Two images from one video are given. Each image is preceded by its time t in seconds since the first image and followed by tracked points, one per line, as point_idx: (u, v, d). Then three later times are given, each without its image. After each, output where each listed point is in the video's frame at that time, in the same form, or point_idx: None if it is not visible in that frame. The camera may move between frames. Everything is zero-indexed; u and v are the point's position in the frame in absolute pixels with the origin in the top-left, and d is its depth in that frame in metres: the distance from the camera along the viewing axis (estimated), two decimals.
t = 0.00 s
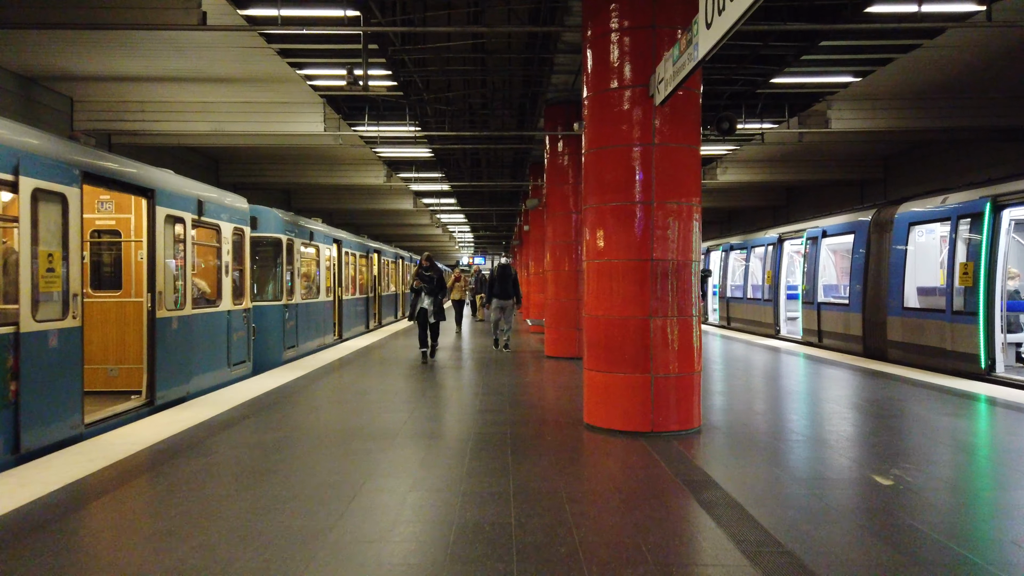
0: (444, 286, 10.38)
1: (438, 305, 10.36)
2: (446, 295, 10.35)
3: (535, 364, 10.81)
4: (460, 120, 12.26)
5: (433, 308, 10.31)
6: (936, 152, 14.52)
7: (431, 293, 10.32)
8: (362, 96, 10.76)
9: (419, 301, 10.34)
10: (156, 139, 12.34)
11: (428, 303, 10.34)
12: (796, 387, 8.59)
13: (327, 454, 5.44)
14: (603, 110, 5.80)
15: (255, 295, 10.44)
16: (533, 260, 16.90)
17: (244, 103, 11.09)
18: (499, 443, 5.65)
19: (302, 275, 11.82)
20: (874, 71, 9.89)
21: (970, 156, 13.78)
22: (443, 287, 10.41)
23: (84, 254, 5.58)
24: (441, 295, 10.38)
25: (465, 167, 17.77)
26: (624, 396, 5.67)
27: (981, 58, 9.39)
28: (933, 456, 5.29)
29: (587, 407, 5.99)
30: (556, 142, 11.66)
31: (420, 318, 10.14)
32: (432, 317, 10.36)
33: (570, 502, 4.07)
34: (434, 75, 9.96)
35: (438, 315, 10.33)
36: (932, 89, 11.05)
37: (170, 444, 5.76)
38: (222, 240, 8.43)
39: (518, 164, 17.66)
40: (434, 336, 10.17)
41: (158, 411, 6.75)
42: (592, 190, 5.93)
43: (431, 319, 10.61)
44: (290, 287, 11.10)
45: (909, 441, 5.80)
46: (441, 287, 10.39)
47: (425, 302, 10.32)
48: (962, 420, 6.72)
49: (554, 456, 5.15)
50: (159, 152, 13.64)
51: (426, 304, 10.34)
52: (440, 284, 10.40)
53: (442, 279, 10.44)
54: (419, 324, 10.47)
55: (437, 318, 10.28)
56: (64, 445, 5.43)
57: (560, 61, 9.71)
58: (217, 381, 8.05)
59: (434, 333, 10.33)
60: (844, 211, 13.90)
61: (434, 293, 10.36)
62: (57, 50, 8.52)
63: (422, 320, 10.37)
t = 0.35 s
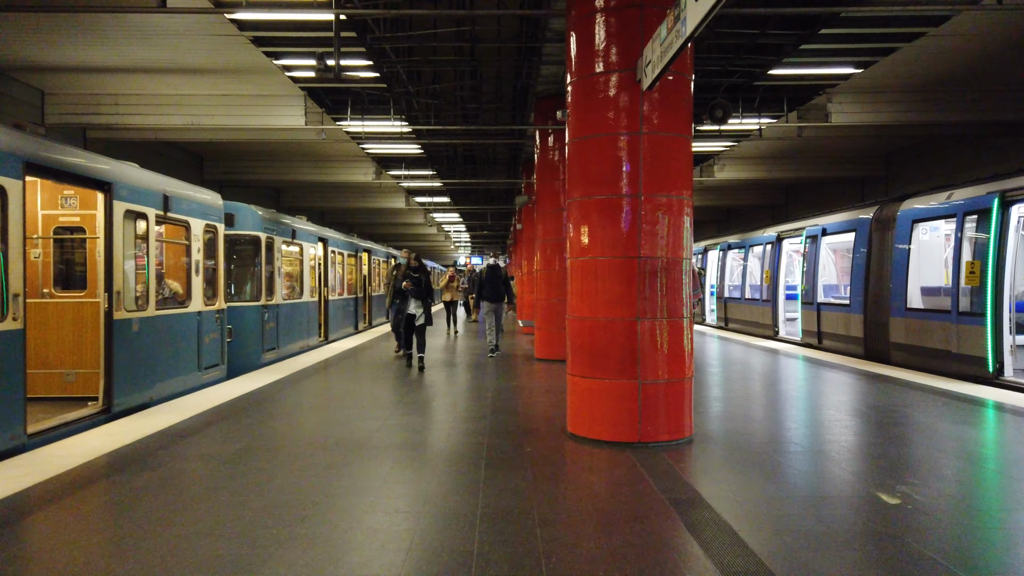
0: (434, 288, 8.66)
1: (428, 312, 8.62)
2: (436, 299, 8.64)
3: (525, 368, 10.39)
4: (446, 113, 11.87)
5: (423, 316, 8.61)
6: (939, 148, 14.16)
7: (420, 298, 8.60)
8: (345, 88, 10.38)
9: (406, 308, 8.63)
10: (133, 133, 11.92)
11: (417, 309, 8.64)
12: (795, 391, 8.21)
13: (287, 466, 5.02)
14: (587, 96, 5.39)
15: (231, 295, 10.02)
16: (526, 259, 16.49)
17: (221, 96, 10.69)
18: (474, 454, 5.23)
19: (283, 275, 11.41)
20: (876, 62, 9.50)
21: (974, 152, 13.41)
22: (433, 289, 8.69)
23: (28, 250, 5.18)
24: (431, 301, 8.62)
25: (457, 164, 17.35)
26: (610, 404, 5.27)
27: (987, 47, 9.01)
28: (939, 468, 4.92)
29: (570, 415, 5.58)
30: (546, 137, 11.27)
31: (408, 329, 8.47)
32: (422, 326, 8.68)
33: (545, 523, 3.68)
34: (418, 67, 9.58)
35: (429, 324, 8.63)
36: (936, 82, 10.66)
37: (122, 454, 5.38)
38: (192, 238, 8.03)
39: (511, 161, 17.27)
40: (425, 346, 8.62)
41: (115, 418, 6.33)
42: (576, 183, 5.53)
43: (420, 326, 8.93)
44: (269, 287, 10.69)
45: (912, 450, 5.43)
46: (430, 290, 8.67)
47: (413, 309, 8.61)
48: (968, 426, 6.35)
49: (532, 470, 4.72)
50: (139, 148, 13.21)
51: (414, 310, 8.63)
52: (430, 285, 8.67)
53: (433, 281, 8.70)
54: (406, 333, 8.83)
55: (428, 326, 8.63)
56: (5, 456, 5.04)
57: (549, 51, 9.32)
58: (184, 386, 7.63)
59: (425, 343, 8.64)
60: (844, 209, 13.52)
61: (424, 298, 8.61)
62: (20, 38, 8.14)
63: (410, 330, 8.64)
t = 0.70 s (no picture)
0: (420, 288, 7.85)
1: (413, 314, 7.83)
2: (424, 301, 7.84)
3: (513, 373, 10.05)
4: (435, 108, 11.54)
5: (408, 318, 7.83)
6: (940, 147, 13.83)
7: (405, 299, 7.79)
8: (328, 84, 10.06)
9: (389, 309, 7.84)
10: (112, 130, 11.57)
11: (402, 311, 7.84)
12: (793, 399, 7.88)
13: (248, 481, 4.67)
14: (570, 87, 5.04)
15: (209, 298, 9.67)
16: (519, 261, 16.13)
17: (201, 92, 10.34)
18: (451, 468, 4.90)
19: (266, 277, 11.07)
20: (877, 56, 9.17)
21: (976, 151, 13.09)
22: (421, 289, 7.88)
23: None
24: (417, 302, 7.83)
25: (449, 163, 17.01)
26: (595, 417, 4.92)
27: (991, 41, 8.71)
28: (943, 483, 4.61)
29: (553, 428, 5.23)
30: (537, 134, 10.93)
31: (390, 333, 7.67)
32: (407, 329, 7.88)
33: (517, 552, 3.35)
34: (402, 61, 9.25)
35: (415, 327, 7.86)
36: (938, 78, 10.34)
37: (74, 468, 5.04)
38: (164, 239, 7.68)
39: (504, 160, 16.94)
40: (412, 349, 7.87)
41: (73, 429, 5.99)
42: (558, 180, 5.17)
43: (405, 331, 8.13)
44: (250, 290, 10.35)
45: (914, 463, 5.11)
46: (417, 291, 7.86)
47: (397, 311, 7.82)
48: (972, 434, 6.04)
49: (509, 489, 4.38)
50: (119, 146, 12.87)
51: (398, 312, 7.84)
52: (417, 285, 7.86)
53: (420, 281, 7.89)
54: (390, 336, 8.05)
55: (413, 329, 7.89)
56: None
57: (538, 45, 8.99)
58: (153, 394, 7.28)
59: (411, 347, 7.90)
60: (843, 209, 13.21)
61: (409, 299, 7.80)
62: None
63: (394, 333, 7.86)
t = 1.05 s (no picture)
0: (399, 290, 7.54)
1: (391, 319, 7.46)
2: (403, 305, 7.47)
3: (502, 376, 9.72)
4: (425, 106, 11.19)
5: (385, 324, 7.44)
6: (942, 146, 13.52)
7: (382, 302, 7.45)
8: (312, 78, 9.74)
9: (366, 314, 7.49)
10: (91, 126, 11.24)
11: (379, 316, 7.49)
12: (790, 404, 7.55)
13: (203, 497, 4.34)
14: (552, 73, 4.71)
15: (186, 299, 9.32)
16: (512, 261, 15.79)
17: (179, 87, 10.01)
18: (424, 482, 4.57)
19: (248, 278, 10.73)
20: (878, 49, 8.87)
21: (979, 149, 12.78)
22: (400, 292, 7.56)
23: None
24: (395, 306, 7.48)
25: (441, 161, 16.69)
26: (578, 427, 4.60)
27: (997, 32, 8.41)
28: (951, 498, 4.30)
29: (535, 439, 4.89)
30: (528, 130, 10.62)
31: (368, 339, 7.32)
32: (385, 335, 7.51)
33: None
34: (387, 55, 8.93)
35: (393, 333, 7.48)
36: (941, 72, 10.04)
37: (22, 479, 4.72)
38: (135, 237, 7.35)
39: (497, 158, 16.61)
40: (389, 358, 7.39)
41: (27, 439, 5.67)
42: (540, 172, 4.84)
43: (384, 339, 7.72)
44: (230, 291, 10.00)
45: (918, 475, 4.80)
46: (396, 294, 7.53)
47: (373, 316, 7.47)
48: (978, 442, 5.74)
49: (483, 507, 4.05)
50: (101, 143, 12.54)
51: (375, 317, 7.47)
52: (396, 288, 7.53)
53: (398, 283, 7.57)
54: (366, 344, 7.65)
55: (391, 336, 7.52)
56: None
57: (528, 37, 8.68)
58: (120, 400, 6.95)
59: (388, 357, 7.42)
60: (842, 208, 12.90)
61: (386, 302, 7.46)
62: None
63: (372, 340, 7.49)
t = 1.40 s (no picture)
0: (380, 292, 7.29)
1: (373, 324, 7.19)
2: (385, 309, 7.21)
3: (490, 380, 9.49)
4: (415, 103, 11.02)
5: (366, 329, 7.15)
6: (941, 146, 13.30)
7: (363, 305, 7.18)
8: (296, 74, 9.51)
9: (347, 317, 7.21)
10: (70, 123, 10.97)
11: (360, 320, 7.21)
12: (785, 410, 7.31)
13: (158, 512, 4.10)
14: (530, 62, 4.46)
15: (164, 301, 9.05)
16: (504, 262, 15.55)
17: (159, 83, 9.76)
18: (394, 496, 4.31)
19: (232, 278, 10.49)
20: (875, 44, 8.64)
21: (978, 149, 12.56)
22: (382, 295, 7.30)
23: None
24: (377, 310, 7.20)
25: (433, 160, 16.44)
26: (558, 437, 4.35)
27: (997, 26, 8.19)
28: (952, 513, 4.07)
29: (513, 449, 4.63)
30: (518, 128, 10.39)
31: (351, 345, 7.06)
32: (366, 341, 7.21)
33: None
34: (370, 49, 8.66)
35: (376, 338, 7.19)
36: (940, 68, 9.81)
37: None
38: (106, 236, 7.10)
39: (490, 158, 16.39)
40: (370, 364, 7.07)
41: None
42: (517, 167, 4.58)
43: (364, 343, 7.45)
44: (211, 292, 9.74)
45: (916, 487, 4.57)
46: (378, 297, 7.27)
47: (354, 319, 7.19)
48: (977, 449, 5.51)
49: (453, 523, 3.81)
50: (82, 141, 12.28)
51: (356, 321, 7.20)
52: (378, 291, 7.28)
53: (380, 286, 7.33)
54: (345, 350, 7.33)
55: (373, 338, 7.13)
56: None
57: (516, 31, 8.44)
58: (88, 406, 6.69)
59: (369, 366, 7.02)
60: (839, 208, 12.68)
61: (368, 305, 7.19)
62: None
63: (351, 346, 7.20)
